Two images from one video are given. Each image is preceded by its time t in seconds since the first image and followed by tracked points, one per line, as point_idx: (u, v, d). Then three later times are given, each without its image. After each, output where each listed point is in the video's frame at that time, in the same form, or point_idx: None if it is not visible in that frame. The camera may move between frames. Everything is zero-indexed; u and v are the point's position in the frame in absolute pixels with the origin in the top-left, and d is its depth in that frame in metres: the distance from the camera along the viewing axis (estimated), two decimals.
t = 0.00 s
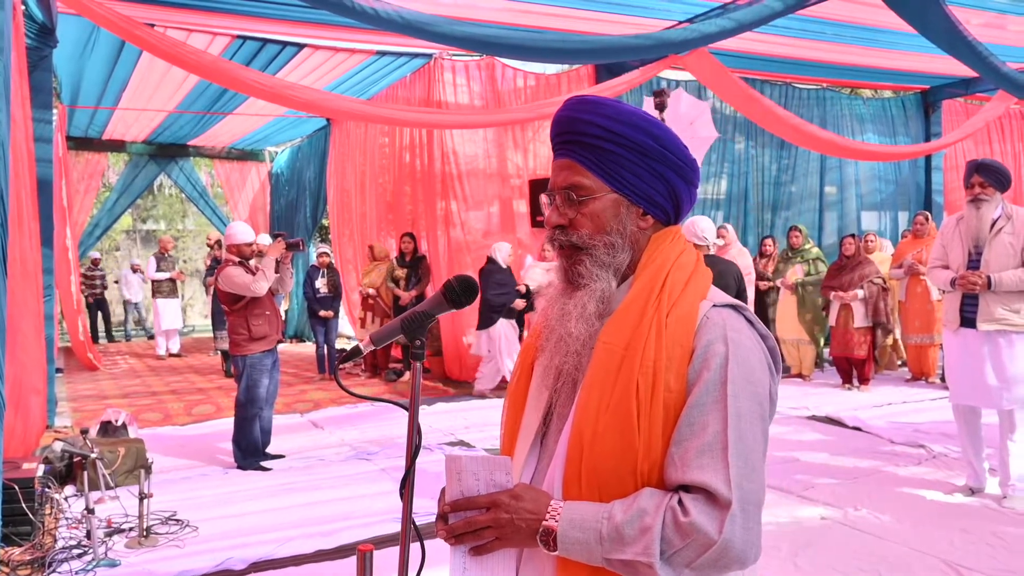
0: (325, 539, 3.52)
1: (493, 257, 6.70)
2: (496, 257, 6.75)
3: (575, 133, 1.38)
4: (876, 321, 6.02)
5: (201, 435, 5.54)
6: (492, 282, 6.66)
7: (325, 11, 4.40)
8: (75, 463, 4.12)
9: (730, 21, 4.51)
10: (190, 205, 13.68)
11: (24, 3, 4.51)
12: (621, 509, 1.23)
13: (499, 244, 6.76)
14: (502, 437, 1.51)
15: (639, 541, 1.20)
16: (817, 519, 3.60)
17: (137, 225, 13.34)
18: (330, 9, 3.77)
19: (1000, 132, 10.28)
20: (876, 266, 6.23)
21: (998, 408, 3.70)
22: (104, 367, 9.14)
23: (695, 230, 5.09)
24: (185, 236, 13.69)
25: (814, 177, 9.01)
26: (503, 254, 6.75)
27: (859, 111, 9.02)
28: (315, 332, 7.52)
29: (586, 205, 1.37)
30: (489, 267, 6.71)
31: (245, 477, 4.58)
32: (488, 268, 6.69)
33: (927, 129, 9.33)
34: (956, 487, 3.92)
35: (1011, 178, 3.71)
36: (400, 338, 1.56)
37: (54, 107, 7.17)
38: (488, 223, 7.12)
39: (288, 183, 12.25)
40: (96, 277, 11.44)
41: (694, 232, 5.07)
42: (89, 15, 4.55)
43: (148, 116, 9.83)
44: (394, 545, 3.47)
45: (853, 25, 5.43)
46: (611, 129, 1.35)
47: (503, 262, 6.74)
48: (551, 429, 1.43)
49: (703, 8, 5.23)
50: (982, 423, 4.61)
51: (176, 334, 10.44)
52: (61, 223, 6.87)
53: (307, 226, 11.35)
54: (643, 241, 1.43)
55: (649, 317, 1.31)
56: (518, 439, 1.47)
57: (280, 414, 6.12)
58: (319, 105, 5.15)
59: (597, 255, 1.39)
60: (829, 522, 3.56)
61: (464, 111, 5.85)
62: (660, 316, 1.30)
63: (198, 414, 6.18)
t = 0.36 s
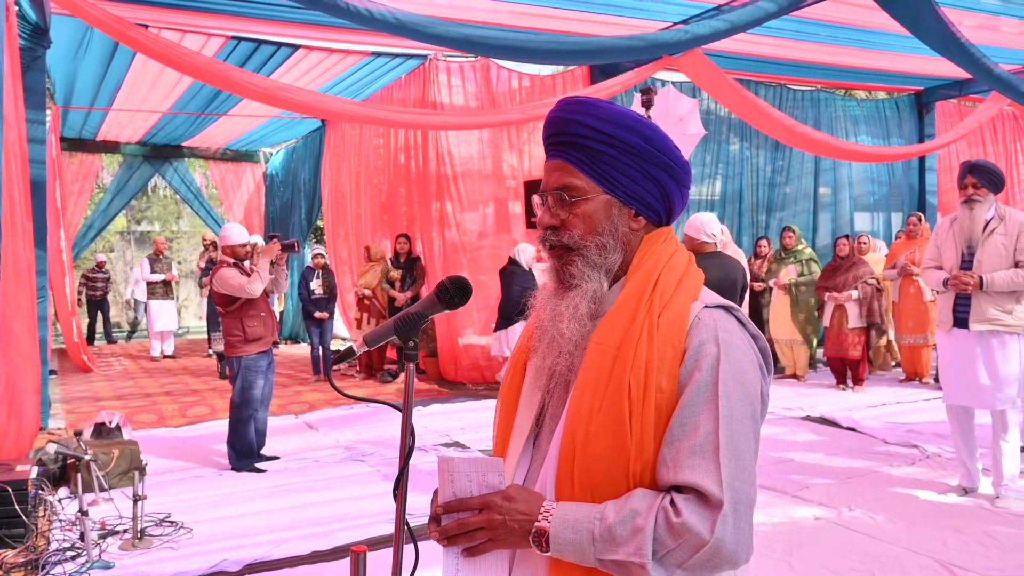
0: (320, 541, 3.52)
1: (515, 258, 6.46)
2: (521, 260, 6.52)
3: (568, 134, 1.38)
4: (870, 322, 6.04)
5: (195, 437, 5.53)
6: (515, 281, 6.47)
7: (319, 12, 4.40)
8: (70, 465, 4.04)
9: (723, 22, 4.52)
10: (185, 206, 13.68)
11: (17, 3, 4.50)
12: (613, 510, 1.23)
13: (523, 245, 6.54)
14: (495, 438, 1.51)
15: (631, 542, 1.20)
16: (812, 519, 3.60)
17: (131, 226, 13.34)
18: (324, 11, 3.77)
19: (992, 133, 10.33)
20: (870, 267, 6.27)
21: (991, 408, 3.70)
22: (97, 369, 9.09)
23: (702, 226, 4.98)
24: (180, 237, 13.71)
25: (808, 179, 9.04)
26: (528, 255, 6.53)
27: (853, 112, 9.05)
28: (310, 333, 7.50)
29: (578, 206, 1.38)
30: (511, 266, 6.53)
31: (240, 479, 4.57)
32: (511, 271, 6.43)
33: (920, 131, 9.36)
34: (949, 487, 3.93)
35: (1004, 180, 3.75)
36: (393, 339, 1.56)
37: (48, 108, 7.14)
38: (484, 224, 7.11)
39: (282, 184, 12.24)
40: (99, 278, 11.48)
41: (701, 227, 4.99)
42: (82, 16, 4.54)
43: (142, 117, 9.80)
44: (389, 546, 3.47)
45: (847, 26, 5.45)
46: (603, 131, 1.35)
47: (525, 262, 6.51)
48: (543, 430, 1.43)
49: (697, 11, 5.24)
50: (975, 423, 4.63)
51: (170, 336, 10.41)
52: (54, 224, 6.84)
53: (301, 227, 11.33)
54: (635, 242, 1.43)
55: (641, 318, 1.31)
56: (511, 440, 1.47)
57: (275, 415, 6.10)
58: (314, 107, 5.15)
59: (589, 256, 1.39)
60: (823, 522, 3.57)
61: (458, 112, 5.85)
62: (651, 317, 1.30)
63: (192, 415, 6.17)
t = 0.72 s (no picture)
0: (308, 542, 3.51)
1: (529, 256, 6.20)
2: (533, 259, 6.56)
3: (552, 136, 1.39)
4: (857, 322, 6.07)
5: (182, 438, 5.50)
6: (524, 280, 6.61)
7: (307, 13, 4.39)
8: (55, 468, 4.06)
9: (710, 24, 4.52)
10: (172, 206, 13.53)
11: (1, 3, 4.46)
12: (598, 511, 1.23)
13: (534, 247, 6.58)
14: (480, 440, 1.51)
15: (615, 544, 1.20)
16: (800, 518, 3.62)
17: (118, 227, 13.16)
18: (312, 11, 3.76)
19: (978, 134, 10.40)
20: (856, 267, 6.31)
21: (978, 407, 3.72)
22: (84, 370, 9.02)
23: (688, 224, 4.99)
24: (168, 238, 13.56)
25: (796, 180, 9.08)
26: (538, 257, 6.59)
27: (840, 113, 9.09)
28: (298, 334, 7.47)
29: (563, 207, 1.38)
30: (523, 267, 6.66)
31: (228, 481, 4.56)
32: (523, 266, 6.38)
33: (907, 132, 9.41)
34: (935, 486, 3.96)
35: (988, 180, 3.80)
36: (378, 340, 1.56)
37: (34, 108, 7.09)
38: (473, 225, 7.10)
39: (270, 185, 12.20)
40: (90, 274, 11.47)
41: (686, 225, 4.99)
42: (68, 16, 4.50)
43: (129, 118, 9.75)
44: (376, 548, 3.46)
45: (833, 28, 5.48)
46: (587, 132, 1.36)
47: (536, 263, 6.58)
48: (528, 431, 1.43)
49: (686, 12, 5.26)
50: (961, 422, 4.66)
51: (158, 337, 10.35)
52: (41, 225, 6.80)
53: (290, 228, 11.28)
54: (619, 244, 1.43)
55: (625, 319, 1.32)
56: (496, 441, 1.46)
57: (262, 417, 6.08)
58: (302, 108, 5.13)
59: (573, 257, 1.39)
60: (810, 522, 3.59)
61: (446, 112, 5.84)
62: (635, 319, 1.31)
63: (180, 417, 6.13)
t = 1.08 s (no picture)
0: (260, 549, 3.45)
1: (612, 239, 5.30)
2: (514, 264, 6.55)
3: (493, 138, 1.38)
4: (808, 322, 6.16)
5: (132, 445, 5.37)
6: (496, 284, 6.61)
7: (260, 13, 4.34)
8: None
9: (663, 28, 4.56)
10: (123, 208, 13.44)
11: None
12: (537, 515, 1.23)
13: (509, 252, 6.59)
14: (422, 445, 1.50)
15: (553, 548, 1.20)
16: (751, 516, 3.67)
17: (68, 228, 13.09)
18: (265, 10, 3.73)
19: (925, 138, 10.68)
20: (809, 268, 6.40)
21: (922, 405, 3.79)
22: (30, 376, 8.76)
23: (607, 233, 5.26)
24: (119, 240, 13.47)
25: (750, 182, 9.21)
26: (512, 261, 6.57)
27: (792, 117, 9.26)
28: (253, 337, 7.36)
29: (503, 211, 1.37)
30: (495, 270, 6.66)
31: (178, 487, 4.47)
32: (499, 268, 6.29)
33: (857, 135, 9.61)
34: (884, 482, 4.05)
35: (932, 184, 3.86)
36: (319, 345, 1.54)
37: None
38: (431, 227, 7.04)
39: (225, 186, 12.03)
40: (39, 278, 11.02)
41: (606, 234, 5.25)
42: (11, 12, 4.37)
43: (78, 117, 9.50)
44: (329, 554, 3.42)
45: (786, 33, 5.58)
46: (527, 135, 1.35)
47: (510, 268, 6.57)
48: (470, 436, 1.43)
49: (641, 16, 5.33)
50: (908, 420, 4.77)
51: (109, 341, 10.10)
52: None
53: (245, 230, 11.12)
54: (560, 247, 1.43)
55: (565, 322, 1.32)
56: (438, 446, 1.45)
57: (216, 422, 5.97)
58: (255, 108, 5.05)
59: (513, 260, 1.38)
60: (762, 520, 3.64)
61: (403, 113, 5.80)
62: (575, 322, 1.31)
63: (130, 423, 6.00)
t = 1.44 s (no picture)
0: (188, 565, 3.34)
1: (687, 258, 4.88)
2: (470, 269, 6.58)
3: (405, 146, 1.37)
4: (741, 323, 6.29)
5: (53, 460, 5.15)
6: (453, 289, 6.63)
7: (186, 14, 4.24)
8: None
9: (596, 34, 4.60)
10: (48, 213, 12.88)
11: None
12: (450, 527, 1.21)
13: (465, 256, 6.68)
14: (338, 458, 1.46)
15: (466, 559, 1.18)
16: (686, 517, 3.72)
17: None
18: (193, 12, 3.69)
19: (851, 144, 11.05)
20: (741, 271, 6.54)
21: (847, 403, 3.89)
22: None
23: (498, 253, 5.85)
24: (42, 247, 12.93)
25: (685, 187, 9.38)
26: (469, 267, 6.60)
27: (724, 122, 9.47)
28: (184, 346, 7.15)
29: (415, 219, 1.36)
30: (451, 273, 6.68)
31: (103, 504, 4.30)
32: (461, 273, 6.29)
33: (787, 141, 9.89)
34: (812, 479, 4.15)
35: (854, 189, 4.00)
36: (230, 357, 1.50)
37: None
38: (368, 232, 6.99)
39: (155, 191, 11.67)
40: None
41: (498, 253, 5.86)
42: None
43: None
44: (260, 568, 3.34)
45: (717, 41, 5.71)
46: (438, 142, 1.34)
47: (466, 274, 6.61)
48: (385, 448, 1.40)
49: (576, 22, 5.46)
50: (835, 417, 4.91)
51: (32, 352, 9.68)
52: None
53: (175, 236, 10.79)
54: (475, 255, 1.42)
55: (478, 330, 1.31)
56: (353, 460, 1.42)
57: (144, 434, 5.77)
58: (184, 112, 4.92)
59: (427, 269, 1.36)
60: (696, 519, 3.69)
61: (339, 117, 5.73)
62: (488, 331, 1.30)
63: (52, 437, 5.75)
